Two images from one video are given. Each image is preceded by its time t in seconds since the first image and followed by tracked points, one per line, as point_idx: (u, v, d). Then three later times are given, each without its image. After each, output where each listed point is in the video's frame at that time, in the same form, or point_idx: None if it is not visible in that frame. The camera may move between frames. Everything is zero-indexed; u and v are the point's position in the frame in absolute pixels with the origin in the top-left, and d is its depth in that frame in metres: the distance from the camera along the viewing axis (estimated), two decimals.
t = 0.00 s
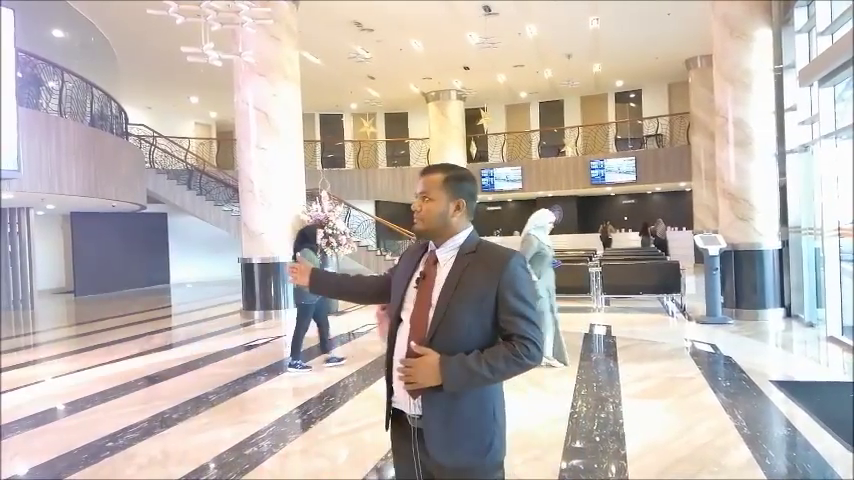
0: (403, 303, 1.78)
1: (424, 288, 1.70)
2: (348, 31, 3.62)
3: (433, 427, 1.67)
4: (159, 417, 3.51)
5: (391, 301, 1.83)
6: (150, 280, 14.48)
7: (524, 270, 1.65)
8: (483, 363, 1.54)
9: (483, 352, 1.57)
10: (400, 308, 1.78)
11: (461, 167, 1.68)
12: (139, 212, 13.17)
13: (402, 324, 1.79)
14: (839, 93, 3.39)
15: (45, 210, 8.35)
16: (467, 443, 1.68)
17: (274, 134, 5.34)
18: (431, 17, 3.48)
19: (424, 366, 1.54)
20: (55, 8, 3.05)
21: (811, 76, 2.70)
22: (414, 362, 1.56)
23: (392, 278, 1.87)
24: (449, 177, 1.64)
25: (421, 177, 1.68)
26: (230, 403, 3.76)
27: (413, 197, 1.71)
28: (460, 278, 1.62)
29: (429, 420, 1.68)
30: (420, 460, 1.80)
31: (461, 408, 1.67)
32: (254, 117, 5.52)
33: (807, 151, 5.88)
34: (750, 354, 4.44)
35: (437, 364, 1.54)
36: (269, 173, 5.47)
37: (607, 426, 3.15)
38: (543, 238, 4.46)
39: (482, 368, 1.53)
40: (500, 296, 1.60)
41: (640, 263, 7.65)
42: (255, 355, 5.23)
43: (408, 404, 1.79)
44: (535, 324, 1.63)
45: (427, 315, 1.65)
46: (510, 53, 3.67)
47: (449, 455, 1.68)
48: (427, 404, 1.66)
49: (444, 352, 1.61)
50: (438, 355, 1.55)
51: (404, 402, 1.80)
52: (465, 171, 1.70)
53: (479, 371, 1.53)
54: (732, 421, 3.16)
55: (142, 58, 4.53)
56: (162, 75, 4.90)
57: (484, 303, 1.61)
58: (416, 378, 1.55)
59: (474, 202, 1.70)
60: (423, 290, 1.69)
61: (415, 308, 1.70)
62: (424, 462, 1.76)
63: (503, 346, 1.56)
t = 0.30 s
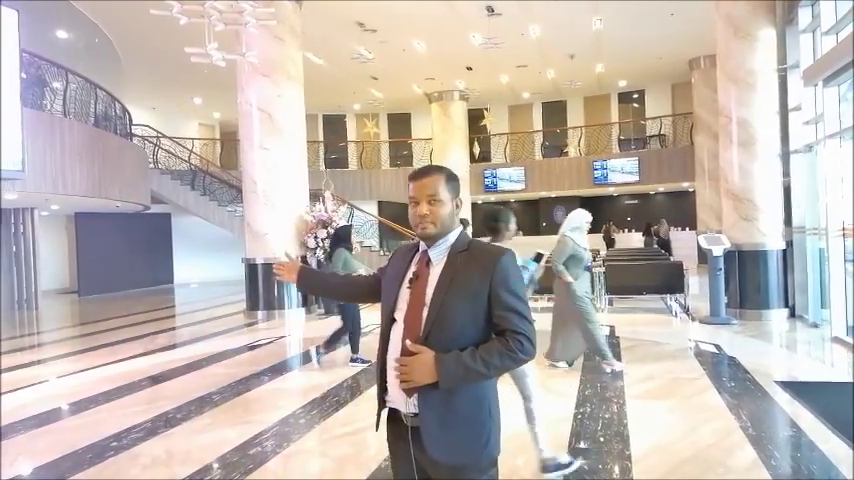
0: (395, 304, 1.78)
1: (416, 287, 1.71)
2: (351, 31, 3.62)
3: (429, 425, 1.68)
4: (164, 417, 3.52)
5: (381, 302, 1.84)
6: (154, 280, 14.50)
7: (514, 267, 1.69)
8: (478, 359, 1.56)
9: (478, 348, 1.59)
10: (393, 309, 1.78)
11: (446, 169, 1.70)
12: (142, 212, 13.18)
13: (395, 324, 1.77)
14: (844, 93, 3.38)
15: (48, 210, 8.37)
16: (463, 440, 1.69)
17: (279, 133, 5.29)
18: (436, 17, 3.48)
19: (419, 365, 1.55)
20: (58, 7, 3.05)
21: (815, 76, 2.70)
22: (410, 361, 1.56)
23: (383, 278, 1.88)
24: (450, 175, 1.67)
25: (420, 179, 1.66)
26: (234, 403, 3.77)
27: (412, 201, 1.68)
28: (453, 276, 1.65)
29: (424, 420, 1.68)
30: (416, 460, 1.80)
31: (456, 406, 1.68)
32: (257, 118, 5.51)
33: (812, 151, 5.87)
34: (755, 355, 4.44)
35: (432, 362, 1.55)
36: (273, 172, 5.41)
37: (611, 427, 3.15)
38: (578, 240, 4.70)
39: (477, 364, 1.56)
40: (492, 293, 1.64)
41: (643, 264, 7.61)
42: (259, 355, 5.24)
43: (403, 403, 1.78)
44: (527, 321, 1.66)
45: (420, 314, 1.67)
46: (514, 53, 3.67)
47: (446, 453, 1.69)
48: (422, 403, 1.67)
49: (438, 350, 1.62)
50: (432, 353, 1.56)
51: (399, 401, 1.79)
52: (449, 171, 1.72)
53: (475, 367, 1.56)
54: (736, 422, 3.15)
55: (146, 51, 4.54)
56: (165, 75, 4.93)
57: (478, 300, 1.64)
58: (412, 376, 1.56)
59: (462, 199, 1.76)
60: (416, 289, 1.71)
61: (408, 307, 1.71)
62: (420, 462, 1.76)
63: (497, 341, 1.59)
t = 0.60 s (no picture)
0: (396, 306, 1.80)
1: (416, 288, 1.73)
2: (361, 31, 3.67)
3: (429, 426, 1.70)
4: (176, 416, 3.54)
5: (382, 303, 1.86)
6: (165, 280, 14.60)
7: (513, 267, 1.68)
8: (475, 360, 1.57)
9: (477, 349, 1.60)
10: (394, 312, 1.81)
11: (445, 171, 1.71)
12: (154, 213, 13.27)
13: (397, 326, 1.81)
14: None
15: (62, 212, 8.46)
16: (464, 442, 1.69)
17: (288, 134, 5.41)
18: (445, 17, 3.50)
19: (419, 365, 1.57)
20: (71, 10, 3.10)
21: (829, 75, 2.66)
22: (408, 362, 1.59)
23: (385, 280, 1.91)
24: (450, 177, 1.68)
25: (420, 180, 1.67)
26: (245, 403, 3.78)
27: (412, 203, 1.68)
28: (451, 277, 1.66)
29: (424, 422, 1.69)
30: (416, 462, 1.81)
31: (457, 407, 1.68)
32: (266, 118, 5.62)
33: (825, 151, 5.82)
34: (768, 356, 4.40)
35: (431, 363, 1.57)
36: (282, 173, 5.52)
37: (623, 429, 3.14)
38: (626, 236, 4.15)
39: (475, 365, 1.56)
40: (490, 293, 1.63)
41: (657, 266, 7.53)
42: (270, 355, 5.26)
43: (405, 404, 1.79)
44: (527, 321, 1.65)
45: (420, 316, 1.68)
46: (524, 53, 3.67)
47: (446, 454, 1.70)
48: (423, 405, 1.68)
49: (437, 351, 1.63)
50: (432, 354, 1.59)
51: (401, 402, 1.80)
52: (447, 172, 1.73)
53: (473, 367, 1.56)
54: (750, 424, 3.12)
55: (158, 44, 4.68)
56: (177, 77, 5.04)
57: (476, 300, 1.64)
58: (411, 378, 1.58)
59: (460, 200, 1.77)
60: (415, 290, 1.72)
61: (408, 308, 1.73)
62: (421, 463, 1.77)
63: (495, 342, 1.59)
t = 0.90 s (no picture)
0: (401, 305, 1.88)
1: (417, 288, 1.79)
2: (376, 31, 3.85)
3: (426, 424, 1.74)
4: (193, 413, 3.58)
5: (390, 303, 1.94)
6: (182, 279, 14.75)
7: (512, 268, 1.70)
8: (469, 360, 1.59)
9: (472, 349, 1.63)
10: (399, 311, 1.88)
11: (447, 171, 1.76)
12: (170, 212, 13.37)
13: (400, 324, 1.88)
14: None
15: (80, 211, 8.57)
16: (461, 440, 1.73)
17: (305, 135, 5.61)
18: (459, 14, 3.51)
19: (414, 364, 1.61)
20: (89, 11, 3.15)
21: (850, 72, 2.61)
22: (405, 362, 1.63)
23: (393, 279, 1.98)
24: (451, 176, 1.73)
25: (421, 180, 1.72)
26: (261, 401, 3.81)
27: (413, 201, 1.73)
28: (449, 278, 1.70)
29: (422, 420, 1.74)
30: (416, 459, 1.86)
31: (453, 405, 1.73)
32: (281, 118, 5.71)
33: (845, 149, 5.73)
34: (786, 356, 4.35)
35: (425, 362, 1.60)
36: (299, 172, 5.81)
37: (638, 429, 3.12)
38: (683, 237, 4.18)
39: (468, 366, 1.59)
40: (487, 293, 1.67)
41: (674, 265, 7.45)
42: (285, 353, 5.29)
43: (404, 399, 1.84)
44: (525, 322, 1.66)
45: (419, 314, 1.74)
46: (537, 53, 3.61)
47: (442, 452, 1.74)
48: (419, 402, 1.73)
49: (434, 350, 1.68)
50: (427, 353, 1.62)
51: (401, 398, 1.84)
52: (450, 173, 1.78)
53: (466, 368, 1.59)
54: (768, 425, 3.09)
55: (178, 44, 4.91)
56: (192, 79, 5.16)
57: (473, 299, 1.68)
58: (407, 377, 1.61)
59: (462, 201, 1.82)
60: (416, 290, 1.78)
61: (409, 308, 1.78)
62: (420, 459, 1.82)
63: (490, 342, 1.62)
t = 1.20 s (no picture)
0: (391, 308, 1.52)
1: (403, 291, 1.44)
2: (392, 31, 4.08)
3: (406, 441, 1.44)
4: (209, 412, 3.61)
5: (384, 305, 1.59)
6: (196, 279, 14.86)
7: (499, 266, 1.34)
8: (443, 373, 1.24)
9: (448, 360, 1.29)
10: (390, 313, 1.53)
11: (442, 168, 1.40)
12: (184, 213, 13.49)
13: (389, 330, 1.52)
14: None
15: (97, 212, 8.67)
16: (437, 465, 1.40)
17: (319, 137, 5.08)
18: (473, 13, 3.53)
19: (389, 374, 1.27)
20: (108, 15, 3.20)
21: None
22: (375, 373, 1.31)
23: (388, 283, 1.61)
24: (446, 178, 1.38)
25: (415, 179, 1.38)
26: (276, 400, 3.83)
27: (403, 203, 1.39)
28: (432, 280, 1.35)
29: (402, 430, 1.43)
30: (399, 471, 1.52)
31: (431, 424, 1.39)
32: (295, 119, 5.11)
33: None
34: (804, 358, 4.30)
35: (401, 371, 1.26)
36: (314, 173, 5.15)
37: (654, 431, 3.10)
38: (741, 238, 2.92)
39: (442, 379, 1.24)
40: (469, 294, 1.30)
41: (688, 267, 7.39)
42: (299, 353, 5.31)
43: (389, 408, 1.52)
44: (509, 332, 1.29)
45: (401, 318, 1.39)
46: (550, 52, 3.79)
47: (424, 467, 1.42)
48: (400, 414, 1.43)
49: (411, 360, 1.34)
50: (406, 360, 1.28)
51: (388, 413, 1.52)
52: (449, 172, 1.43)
53: (439, 381, 1.24)
54: (786, 427, 3.06)
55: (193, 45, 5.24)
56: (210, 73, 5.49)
57: (454, 301, 1.32)
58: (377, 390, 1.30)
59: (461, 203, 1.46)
60: (404, 296, 1.42)
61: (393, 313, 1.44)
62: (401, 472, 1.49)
63: (468, 354, 1.26)
